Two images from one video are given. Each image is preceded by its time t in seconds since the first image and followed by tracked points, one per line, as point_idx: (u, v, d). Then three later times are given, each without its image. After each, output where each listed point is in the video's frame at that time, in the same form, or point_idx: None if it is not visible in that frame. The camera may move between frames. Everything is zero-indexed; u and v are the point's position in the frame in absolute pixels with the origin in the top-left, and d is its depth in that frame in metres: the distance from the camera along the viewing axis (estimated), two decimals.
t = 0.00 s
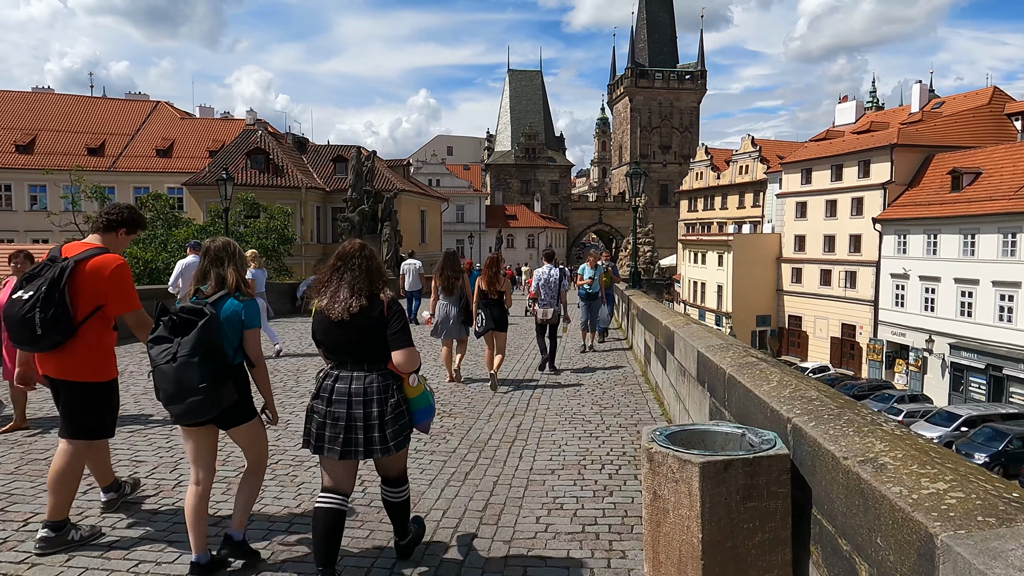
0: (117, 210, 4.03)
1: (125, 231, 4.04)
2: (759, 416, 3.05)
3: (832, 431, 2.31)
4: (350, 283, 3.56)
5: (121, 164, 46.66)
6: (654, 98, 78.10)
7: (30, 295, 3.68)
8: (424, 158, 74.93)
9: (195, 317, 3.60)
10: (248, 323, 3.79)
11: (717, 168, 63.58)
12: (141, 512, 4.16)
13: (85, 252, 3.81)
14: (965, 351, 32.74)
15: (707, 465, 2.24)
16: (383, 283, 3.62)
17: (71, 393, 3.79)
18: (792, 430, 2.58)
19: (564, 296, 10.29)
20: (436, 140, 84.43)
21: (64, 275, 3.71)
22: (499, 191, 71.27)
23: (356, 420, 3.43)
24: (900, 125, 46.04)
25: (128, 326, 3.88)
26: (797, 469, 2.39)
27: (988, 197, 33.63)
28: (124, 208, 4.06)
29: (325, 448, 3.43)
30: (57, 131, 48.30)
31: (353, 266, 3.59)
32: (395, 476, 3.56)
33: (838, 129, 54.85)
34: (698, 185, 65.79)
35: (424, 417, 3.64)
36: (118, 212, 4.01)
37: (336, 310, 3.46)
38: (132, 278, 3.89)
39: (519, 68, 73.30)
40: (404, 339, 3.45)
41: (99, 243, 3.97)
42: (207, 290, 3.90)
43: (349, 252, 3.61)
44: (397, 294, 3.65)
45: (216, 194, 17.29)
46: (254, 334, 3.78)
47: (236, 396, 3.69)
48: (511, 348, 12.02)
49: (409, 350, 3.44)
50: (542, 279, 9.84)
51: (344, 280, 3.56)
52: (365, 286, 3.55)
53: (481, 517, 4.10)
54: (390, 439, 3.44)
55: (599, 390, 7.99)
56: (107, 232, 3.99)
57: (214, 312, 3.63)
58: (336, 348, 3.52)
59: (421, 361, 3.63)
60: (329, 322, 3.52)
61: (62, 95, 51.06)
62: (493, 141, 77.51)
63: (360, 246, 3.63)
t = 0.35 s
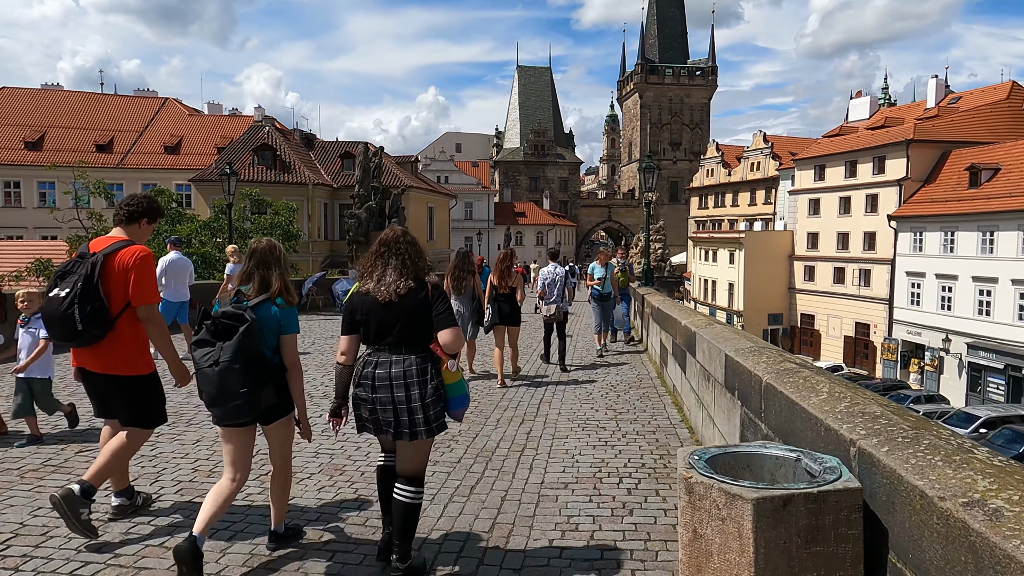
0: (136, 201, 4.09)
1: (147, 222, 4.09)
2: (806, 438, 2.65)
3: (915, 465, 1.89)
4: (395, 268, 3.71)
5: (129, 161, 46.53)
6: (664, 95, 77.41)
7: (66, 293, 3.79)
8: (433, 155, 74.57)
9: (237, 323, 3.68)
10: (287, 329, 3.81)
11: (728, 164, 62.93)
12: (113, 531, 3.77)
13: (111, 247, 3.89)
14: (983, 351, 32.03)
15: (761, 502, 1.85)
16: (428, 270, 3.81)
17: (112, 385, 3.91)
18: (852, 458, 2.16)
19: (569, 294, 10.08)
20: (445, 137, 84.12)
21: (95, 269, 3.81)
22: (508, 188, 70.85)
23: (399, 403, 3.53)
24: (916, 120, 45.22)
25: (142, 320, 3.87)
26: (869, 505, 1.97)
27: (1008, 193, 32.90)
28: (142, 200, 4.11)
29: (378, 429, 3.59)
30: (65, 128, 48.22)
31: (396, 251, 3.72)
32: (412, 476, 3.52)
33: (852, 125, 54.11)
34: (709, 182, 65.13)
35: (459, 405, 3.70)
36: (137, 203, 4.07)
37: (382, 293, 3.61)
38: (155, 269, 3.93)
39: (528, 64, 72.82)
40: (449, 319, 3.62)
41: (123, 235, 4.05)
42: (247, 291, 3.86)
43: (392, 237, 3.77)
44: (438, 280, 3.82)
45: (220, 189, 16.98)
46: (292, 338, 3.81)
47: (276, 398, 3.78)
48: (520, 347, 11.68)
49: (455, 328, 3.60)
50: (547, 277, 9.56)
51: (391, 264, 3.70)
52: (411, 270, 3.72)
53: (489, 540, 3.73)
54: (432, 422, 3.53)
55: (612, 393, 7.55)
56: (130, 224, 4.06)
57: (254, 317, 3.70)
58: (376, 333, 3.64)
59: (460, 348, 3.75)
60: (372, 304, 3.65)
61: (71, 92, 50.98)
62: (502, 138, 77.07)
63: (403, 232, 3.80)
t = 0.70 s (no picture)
0: (166, 203, 3.92)
1: (172, 225, 3.91)
2: (854, 476, 2.26)
3: None
4: (403, 274, 3.72)
5: (128, 161, 46.20)
6: (667, 95, 76.95)
7: (78, 291, 3.71)
8: (435, 155, 74.17)
9: (256, 314, 3.75)
10: (302, 325, 3.94)
11: (732, 164, 62.47)
12: (62, 562, 3.38)
13: (131, 250, 3.76)
14: (991, 353, 31.65)
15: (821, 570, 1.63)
16: (437, 278, 3.80)
17: (106, 386, 3.73)
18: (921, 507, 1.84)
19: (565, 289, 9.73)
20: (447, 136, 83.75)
21: (110, 271, 3.72)
22: (510, 188, 70.44)
23: (407, 408, 3.55)
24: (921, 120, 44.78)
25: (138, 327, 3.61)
26: (957, 570, 1.66)
27: (1016, 193, 32.41)
28: (174, 201, 3.95)
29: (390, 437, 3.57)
30: (65, 127, 47.90)
31: (406, 258, 3.73)
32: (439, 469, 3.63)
33: (857, 125, 53.63)
34: (712, 183, 64.68)
35: (470, 408, 3.73)
36: (165, 205, 3.91)
37: (394, 300, 3.61)
38: (171, 277, 3.70)
39: (531, 64, 72.42)
40: (457, 325, 3.59)
41: (148, 238, 3.87)
42: (266, 287, 3.99)
43: (402, 245, 3.75)
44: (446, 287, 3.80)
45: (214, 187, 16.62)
46: (308, 336, 3.95)
47: (284, 394, 3.79)
48: (520, 349, 11.31)
49: (462, 334, 3.57)
50: (542, 275, 9.18)
51: (400, 271, 3.71)
52: (421, 276, 3.73)
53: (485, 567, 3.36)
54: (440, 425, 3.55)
55: (617, 399, 7.13)
56: (156, 228, 3.88)
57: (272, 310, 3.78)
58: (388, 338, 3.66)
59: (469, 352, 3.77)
60: (385, 312, 3.65)
61: (71, 91, 50.66)
62: (504, 139, 76.69)
63: (414, 240, 3.80)
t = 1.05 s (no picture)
0: (191, 203, 3.87)
1: (200, 226, 3.88)
2: (894, 516, 2.10)
3: None
4: (417, 283, 3.47)
5: (121, 162, 45.62)
6: (665, 96, 76.54)
7: (111, 294, 3.66)
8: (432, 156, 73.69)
9: (253, 317, 3.51)
10: (300, 322, 3.75)
11: (731, 166, 62.09)
12: None
13: (161, 252, 3.75)
14: (994, 356, 31.28)
15: None
16: (452, 286, 3.50)
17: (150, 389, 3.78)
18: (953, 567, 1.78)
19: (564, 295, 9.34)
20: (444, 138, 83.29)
21: (142, 274, 3.69)
22: (507, 190, 69.96)
23: (421, 417, 3.44)
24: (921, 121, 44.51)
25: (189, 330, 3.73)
26: None
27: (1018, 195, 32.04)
28: (199, 202, 3.90)
29: (391, 444, 3.47)
30: (58, 128, 47.33)
31: (422, 266, 3.48)
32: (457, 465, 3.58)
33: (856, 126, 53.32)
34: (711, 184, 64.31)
35: (485, 422, 3.57)
36: (190, 206, 3.85)
37: (404, 310, 3.39)
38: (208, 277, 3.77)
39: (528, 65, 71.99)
40: (468, 342, 3.35)
41: (175, 239, 3.85)
42: (259, 287, 3.77)
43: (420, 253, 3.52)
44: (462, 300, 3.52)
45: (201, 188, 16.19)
46: (306, 333, 3.77)
47: (289, 393, 3.68)
48: (516, 355, 10.90)
49: (474, 352, 3.34)
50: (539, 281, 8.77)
51: (413, 279, 3.47)
52: (433, 287, 3.44)
53: None
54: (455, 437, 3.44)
55: (619, 414, 6.70)
56: (183, 228, 3.85)
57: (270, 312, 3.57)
58: (403, 347, 3.47)
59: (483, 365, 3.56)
60: (397, 321, 3.44)
61: (64, 92, 50.07)
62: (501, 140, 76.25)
63: (435, 250, 3.54)
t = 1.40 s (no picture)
0: (206, 206, 3.82)
1: (220, 227, 3.82)
2: (890, 503, 2.30)
3: None
4: (457, 270, 3.53)
5: (117, 158, 45.14)
6: (665, 93, 76.11)
7: (139, 301, 3.50)
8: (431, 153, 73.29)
9: (284, 323, 3.47)
10: (329, 327, 3.68)
11: (731, 163, 61.76)
12: None
13: (185, 255, 3.60)
14: (998, 355, 30.91)
15: None
16: (492, 273, 3.58)
17: (179, 398, 3.59)
18: (921, 541, 2.09)
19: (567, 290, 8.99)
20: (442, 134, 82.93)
21: (169, 278, 3.52)
22: (507, 187, 69.53)
23: (469, 401, 3.44)
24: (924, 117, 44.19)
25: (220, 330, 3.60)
26: None
27: None
28: (215, 204, 3.84)
29: (430, 427, 3.53)
30: (52, 124, 46.80)
31: (460, 253, 3.53)
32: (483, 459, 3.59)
33: (857, 122, 52.98)
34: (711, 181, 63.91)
35: (521, 407, 3.56)
36: (207, 208, 3.80)
37: (446, 294, 3.43)
38: (235, 279, 3.67)
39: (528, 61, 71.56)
40: (511, 322, 3.44)
41: (197, 243, 3.78)
42: (288, 292, 3.72)
43: (454, 241, 3.57)
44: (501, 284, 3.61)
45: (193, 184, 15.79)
46: (333, 337, 3.69)
47: (318, 397, 3.66)
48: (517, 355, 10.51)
49: (518, 333, 3.42)
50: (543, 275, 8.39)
51: (452, 266, 3.51)
52: (475, 273, 3.50)
53: None
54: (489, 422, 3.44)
55: (629, 420, 6.27)
56: (203, 232, 3.80)
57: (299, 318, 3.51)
58: (441, 333, 3.49)
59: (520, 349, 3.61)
60: (437, 305, 3.48)
61: (58, 88, 49.56)
62: (500, 137, 75.76)
63: (468, 237, 3.60)
